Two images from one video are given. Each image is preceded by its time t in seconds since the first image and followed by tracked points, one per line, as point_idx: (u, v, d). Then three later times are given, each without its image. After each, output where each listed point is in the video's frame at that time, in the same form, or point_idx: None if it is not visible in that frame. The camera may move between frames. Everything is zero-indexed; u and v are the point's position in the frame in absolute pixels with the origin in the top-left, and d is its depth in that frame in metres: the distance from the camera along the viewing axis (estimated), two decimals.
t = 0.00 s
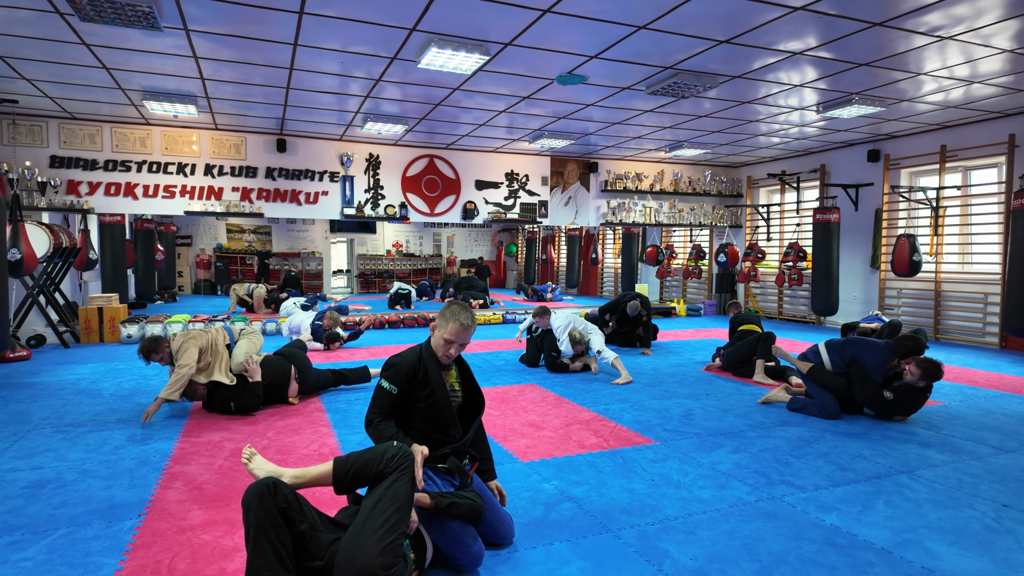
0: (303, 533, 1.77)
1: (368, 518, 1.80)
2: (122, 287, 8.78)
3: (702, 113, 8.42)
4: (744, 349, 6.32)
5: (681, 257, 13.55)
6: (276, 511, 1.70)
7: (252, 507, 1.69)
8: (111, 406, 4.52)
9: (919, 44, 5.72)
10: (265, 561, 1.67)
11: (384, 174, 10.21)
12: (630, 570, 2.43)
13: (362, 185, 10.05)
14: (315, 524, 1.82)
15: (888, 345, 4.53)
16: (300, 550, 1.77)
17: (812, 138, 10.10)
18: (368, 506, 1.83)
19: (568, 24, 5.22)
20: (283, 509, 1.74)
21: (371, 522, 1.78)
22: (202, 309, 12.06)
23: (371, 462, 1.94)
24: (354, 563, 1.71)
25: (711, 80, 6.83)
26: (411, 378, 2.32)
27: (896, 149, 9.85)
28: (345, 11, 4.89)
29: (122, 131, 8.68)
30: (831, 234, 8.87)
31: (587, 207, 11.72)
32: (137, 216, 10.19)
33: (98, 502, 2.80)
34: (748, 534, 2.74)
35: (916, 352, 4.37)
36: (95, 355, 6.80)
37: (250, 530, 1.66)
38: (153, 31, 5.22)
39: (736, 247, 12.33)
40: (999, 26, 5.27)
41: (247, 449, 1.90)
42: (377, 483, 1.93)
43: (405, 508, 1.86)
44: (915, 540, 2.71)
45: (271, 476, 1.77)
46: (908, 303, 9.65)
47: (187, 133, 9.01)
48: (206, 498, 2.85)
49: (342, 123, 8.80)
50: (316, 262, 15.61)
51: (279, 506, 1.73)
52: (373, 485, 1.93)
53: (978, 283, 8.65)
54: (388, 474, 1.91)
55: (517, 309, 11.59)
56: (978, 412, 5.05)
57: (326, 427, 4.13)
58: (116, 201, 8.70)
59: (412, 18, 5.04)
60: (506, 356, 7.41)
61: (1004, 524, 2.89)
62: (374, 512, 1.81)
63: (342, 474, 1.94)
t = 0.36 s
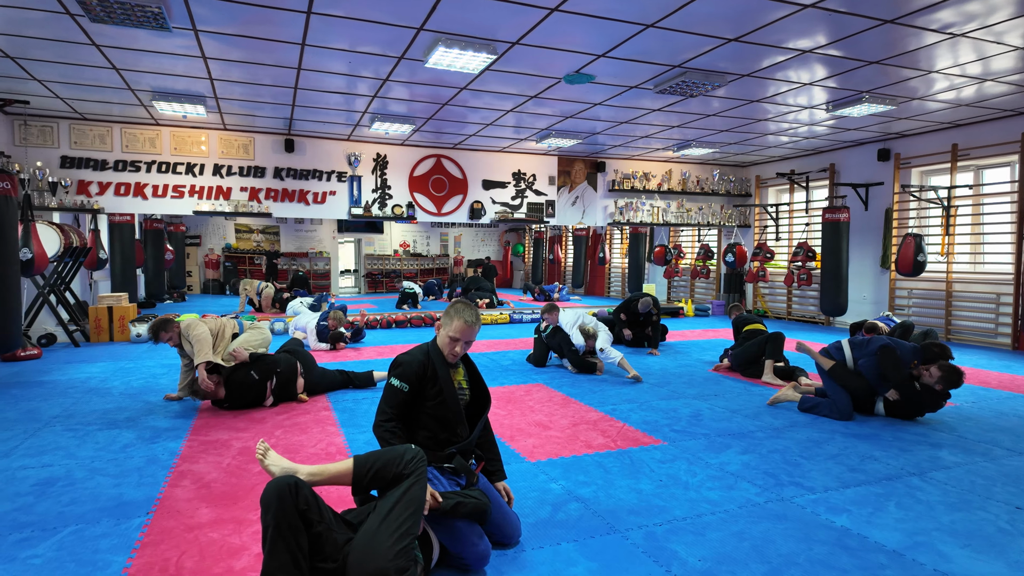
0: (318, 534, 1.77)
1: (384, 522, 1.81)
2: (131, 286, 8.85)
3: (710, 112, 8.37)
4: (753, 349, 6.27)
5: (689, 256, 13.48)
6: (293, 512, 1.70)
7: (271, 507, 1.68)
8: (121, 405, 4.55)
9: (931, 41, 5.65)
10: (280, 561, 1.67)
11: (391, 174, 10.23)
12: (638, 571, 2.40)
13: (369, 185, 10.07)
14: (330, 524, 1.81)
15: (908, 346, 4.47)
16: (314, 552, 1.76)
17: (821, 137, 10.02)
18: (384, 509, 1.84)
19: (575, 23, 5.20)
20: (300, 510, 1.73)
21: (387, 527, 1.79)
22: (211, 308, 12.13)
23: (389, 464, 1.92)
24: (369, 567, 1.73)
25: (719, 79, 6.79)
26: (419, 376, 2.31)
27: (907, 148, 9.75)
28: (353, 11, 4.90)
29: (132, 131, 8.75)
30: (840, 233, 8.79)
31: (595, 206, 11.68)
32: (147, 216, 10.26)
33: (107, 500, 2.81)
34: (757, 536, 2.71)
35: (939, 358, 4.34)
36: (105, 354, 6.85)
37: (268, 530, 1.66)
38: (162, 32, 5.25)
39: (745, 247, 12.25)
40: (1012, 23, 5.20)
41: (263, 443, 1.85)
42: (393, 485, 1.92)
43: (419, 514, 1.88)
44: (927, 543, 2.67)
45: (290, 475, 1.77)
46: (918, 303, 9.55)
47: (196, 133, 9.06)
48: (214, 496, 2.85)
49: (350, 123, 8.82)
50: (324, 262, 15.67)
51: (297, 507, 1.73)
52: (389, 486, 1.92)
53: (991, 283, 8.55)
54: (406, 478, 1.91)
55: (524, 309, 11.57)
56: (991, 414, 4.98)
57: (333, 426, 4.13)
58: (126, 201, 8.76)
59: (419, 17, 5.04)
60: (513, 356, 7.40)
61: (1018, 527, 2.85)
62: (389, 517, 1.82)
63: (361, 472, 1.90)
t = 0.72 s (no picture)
0: (337, 530, 1.76)
1: (402, 522, 1.82)
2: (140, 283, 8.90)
3: (718, 107, 8.31)
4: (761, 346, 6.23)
5: (697, 254, 13.43)
6: (313, 509, 1.69)
7: (291, 503, 1.66)
8: (130, 398, 4.57)
9: (943, 34, 5.58)
10: (297, 557, 1.68)
11: (398, 171, 10.23)
12: (648, 563, 2.40)
13: (376, 182, 10.08)
14: (349, 517, 1.81)
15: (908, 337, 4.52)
16: (331, 546, 1.76)
17: (830, 133, 9.94)
18: (404, 509, 1.84)
19: (583, 17, 5.17)
20: (321, 504, 1.71)
21: (407, 529, 1.81)
22: (219, 305, 12.18)
23: (415, 462, 1.88)
24: (385, 567, 1.76)
25: (728, 73, 6.74)
26: (433, 372, 2.30)
27: (917, 143, 9.66)
28: (361, 6, 4.89)
29: (140, 128, 8.79)
30: (849, 230, 8.70)
31: (602, 203, 11.64)
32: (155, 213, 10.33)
33: (118, 491, 2.83)
34: (768, 529, 2.69)
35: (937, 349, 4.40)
36: (114, 349, 6.89)
37: (287, 525, 1.65)
38: (171, 28, 5.27)
39: (753, 244, 12.18)
40: None
41: (289, 427, 1.78)
42: (415, 481, 1.89)
43: (438, 514, 1.88)
44: (940, 537, 2.64)
45: (313, 467, 1.74)
46: (928, 301, 9.46)
47: (204, 130, 9.10)
48: (224, 488, 2.86)
49: (357, 119, 8.83)
50: (331, 259, 15.72)
51: (317, 503, 1.71)
52: (412, 481, 1.89)
53: (1003, 280, 8.45)
54: (428, 476, 1.88)
55: (530, 306, 11.56)
56: (1004, 410, 4.93)
57: (341, 420, 4.14)
58: (135, 198, 8.80)
59: (427, 12, 5.03)
60: (520, 352, 7.39)
61: None
62: (410, 518, 1.83)
63: (386, 466, 1.84)
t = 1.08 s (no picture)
0: (359, 518, 1.79)
1: (426, 513, 1.82)
2: (154, 275, 8.99)
3: (730, 99, 8.24)
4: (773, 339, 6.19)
5: (708, 247, 13.36)
6: (334, 498, 1.72)
7: (314, 491, 1.70)
8: (147, 389, 4.64)
9: (961, 24, 5.48)
10: (319, 542, 1.74)
11: (409, 164, 10.25)
12: (662, 552, 2.40)
13: (387, 175, 10.10)
14: (373, 506, 1.82)
15: (896, 329, 4.61)
16: (354, 532, 1.80)
17: (844, 125, 9.82)
18: (429, 501, 1.84)
19: (594, 8, 5.14)
20: (344, 493, 1.74)
21: (431, 520, 1.81)
22: (231, 298, 12.29)
23: (444, 455, 1.85)
24: (407, 558, 1.77)
25: (741, 65, 6.67)
26: (447, 369, 2.29)
27: (932, 135, 9.52)
28: None
29: (154, 122, 8.87)
30: (863, 222, 8.60)
31: (612, 196, 11.59)
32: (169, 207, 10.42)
33: (137, 479, 2.87)
34: (782, 520, 2.68)
35: (925, 335, 4.42)
36: (130, 341, 6.98)
37: (309, 512, 1.70)
38: (184, 21, 5.30)
39: (765, 237, 12.09)
40: None
41: (325, 413, 1.75)
42: (443, 473, 1.87)
43: (463, 506, 1.88)
44: (956, 529, 2.62)
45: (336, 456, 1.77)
46: (944, 294, 9.34)
47: (217, 124, 9.15)
48: (240, 476, 2.90)
49: (368, 113, 8.85)
50: (341, 253, 15.79)
51: (339, 492, 1.74)
52: (440, 472, 1.87)
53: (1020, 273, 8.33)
54: (456, 469, 1.86)
55: (540, 299, 11.55)
56: (1021, 404, 4.87)
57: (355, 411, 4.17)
58: (149, 191, 8.87)
59: (437, 4, 5.02)
60: (531, 344, 7.39)
61: None
62: (435, 510, 1.83)
63: (416, 457, 1.82)
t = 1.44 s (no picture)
0: (365, 517, 1.81)
1: (430, 509, 1.81)
2: (169, 272, 9.11)
3: (743, 95, 8.16)
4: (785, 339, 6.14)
5: (720, 244, 13.26)
6: (338, 496, 1.74)
7: (317, 491, 1.72)
8: (163, 385, 4.71)
9: (980, 18, 5.38)
10: (325, 541, 1.76)
11: (420, 161, 10.28)
12: (671, 551, 2.41)
13: (399, 173, 10.13)
14: (377, 505, 1.84)
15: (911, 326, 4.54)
16: (360, 529, 1.83)
17: (860, 120, 9.69)
18: (432, 497, 1.83)
19: (606, 5, 5.11)
20: (346, 491, 1.76)
21: (434, 517, 1.80)
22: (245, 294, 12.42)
23: (443, 452, 1.86)
24: (412, 554, 1.77)
25: (754, 60, 6.61)
26: (454, 366, 2.31)
27: (950, 130, 9.37)
28: None
29: (169, 121, 8.97)
30: (878, 219, 8.48)
31: (624, 193, 11.54)
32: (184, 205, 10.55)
33: (154, 474, 2.92)
34: (793, 520, 2.67)
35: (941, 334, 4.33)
36: (147, 337, 7.08)
37: (313, 511, 1.72)
38: (199, 21, 5.35)
39: (778, 234, 11.98)
40: None
41: (323, 414, 1.78)
42: (444, 470, 1.87)
43: (467, 501, 1.87)
44: (969, 531, 2.60)
45: (338, 454, 1.79)
46: (962, 292, 9.21)
47: (230, 122, 9.23)
48: (254, 473, 2.94)
49: (379, 110, 8.88)
50: (354, 250, 15.87)
51: (342, 489, 1.76)
52: (441, 470, 1.87)
53: None
54: (457, 465, 1.86)
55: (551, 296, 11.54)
56: None
57: (366, 408, 4.21)
58: (164, 189, 8.98)
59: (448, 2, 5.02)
60: (541, 342, 7.40)
61: None
62: (438, 507, 1.82)
63: (416, 454, 1.83)
